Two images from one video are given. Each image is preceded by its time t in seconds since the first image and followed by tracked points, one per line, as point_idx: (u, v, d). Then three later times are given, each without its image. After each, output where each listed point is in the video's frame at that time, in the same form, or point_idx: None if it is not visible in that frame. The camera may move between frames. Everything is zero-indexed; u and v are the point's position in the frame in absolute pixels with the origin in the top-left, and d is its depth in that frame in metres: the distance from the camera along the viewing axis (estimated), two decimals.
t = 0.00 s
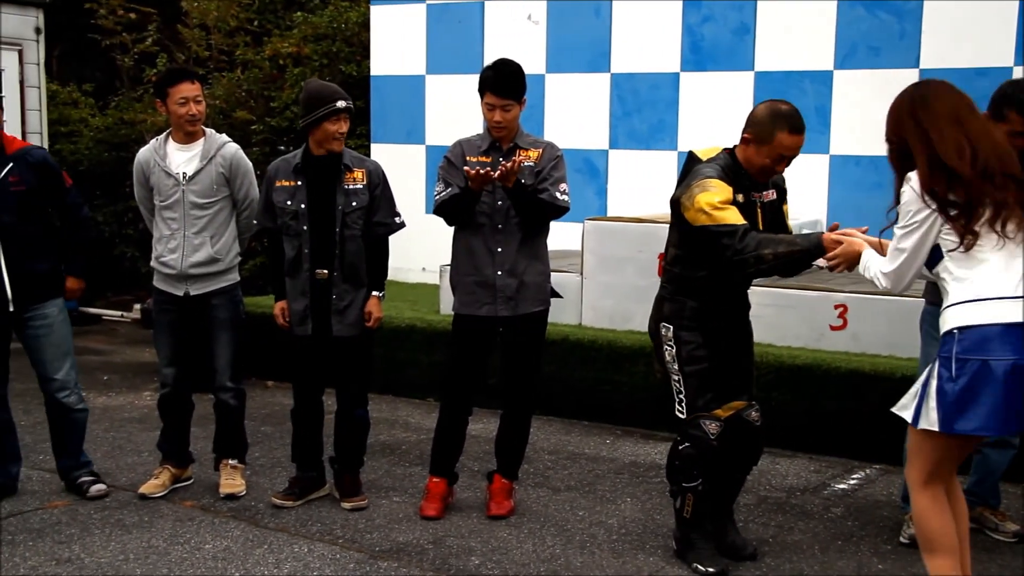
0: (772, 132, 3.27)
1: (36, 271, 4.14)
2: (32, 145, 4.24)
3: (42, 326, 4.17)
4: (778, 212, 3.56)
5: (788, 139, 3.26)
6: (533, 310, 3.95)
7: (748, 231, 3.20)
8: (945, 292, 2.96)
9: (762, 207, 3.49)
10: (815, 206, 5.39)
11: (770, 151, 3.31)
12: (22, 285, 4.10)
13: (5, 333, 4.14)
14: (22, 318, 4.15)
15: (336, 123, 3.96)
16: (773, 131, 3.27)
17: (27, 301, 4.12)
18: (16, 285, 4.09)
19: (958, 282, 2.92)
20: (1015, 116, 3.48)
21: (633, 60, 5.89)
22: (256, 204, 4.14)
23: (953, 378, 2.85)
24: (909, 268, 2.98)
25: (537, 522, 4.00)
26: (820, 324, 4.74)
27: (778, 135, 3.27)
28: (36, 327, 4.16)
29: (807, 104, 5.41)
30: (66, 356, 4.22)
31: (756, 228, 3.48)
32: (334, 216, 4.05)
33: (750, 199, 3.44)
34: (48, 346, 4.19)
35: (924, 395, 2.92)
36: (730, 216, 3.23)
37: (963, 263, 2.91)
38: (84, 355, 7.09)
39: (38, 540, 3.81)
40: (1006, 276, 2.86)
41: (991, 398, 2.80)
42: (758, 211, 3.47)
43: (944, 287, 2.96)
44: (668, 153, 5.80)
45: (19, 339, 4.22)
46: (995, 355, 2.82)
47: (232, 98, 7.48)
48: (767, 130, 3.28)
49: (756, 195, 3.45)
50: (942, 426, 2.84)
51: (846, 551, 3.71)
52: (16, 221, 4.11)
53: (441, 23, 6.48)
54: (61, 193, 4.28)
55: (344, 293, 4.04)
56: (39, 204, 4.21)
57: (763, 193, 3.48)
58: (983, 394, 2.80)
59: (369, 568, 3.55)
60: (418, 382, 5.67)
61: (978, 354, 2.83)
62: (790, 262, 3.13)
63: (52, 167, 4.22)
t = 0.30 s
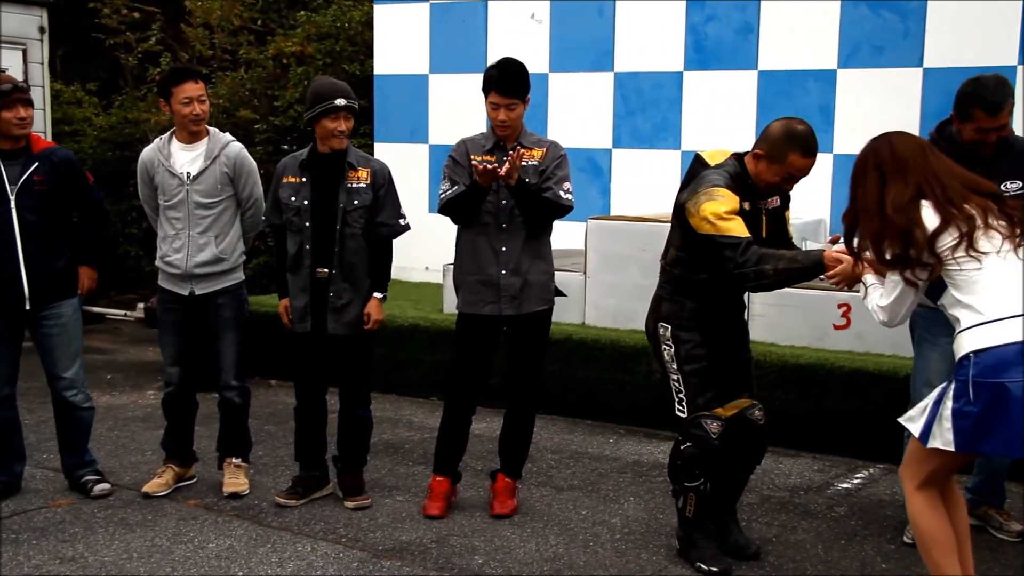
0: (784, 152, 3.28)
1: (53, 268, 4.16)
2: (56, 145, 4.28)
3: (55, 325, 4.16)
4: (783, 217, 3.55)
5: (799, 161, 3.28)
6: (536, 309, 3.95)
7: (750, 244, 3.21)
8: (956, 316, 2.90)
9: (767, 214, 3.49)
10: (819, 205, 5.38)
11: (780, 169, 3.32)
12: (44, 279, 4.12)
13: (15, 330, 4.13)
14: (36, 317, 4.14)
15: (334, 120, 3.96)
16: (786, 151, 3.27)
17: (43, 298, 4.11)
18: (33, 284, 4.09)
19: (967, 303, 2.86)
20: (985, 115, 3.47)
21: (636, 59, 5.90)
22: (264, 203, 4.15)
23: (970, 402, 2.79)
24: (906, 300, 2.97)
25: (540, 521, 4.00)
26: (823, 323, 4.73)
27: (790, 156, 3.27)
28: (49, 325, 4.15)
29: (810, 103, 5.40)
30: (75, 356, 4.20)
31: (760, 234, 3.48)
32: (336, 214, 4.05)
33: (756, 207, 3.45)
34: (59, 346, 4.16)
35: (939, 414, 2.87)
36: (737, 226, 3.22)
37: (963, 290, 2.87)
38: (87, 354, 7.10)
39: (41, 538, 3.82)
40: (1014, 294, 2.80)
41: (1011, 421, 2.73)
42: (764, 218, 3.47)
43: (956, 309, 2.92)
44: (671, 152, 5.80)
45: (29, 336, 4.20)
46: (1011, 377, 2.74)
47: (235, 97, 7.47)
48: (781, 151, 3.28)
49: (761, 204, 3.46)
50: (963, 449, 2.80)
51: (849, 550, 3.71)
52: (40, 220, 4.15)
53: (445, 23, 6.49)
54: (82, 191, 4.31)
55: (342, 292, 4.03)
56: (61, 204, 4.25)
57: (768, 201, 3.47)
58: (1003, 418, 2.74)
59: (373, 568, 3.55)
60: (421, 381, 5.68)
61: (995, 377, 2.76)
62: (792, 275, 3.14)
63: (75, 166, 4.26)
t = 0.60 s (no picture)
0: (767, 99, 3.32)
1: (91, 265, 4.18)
2: (104, 146, 4.31)
3: (88, 323, 4.19)
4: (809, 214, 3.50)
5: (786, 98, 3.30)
6: (556, 309, 3.95)
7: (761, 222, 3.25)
8: (972, 290, 2.93)
9: (780, 197, 3.48)
10: (841, 204, 5.36)
11: (775, 115, 3.33)
12: (78, 283, 4.14)
13: (50, 330, 4.18)
14: (71, 314, 4.18)
15: (342, 113, 3.99)
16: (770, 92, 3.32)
17: (78, 296, 4.15)
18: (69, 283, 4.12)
19: (987, 279, 2.88)
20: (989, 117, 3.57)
21: (656, 58, 5.90)
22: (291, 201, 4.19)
23: (985, 375, 2.81)
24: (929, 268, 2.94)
25: (560, 520, 4.00)
26: (844, 323, 4.72)
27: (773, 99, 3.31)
28: (82, 322, 4.18)
29: (831, 102, 5.38)
30: (105, 354, 4.24)
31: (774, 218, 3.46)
32: (355, 212, 4.06)
33: (768, 189, 3.43)
34: (91, 344, 4.20)
35: (954, 393, 2.88)
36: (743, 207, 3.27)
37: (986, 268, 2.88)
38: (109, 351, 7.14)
39: (64, 535, 3.85)
40: None
41: None
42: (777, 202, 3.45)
43: (973, 282, 2.93)
44: (691, 151, 5.79)
45: (63, 333, 4.24)
46: None
47: (255, 96, 7.46)
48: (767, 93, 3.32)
49: (772, 184, 3.44)
50: (976, 423, 2.81)
51: (870, 551, 3.69)
52: (82, 221, 4.19)
53: (465, 22, 6.53)
54: (126, 191, 4.33)
55: (356, 290, 4.03)
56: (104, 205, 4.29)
57: (779, 184, 3.47)
58: (1017, 391, 2.76)
59: (392, 566, 3.56)
60: (441, 380, 5.69)
61: (1010, 351, 2.79)
62: (805, 251, 3.19)
63: (119, 167, 4.28)
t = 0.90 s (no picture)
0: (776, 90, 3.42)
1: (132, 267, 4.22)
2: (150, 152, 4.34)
3: (124, 322, 4.23)
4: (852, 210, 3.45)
5: (793, 91, 3.36)
6: (580, 307, 3.95)
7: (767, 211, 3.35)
8: (1003, 282, 2.91)
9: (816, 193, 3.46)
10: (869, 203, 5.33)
11: (783, 113, 3.41)
12: (118, 284, 4.18)
13: (85, 324, 4.20)
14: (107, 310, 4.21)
15: (370, 114, 4.01)
16: (779, 91, 3.42)
17: (117, 297, 4.19)
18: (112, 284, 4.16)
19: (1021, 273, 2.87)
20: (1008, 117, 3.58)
21: (683, 57, 5.89)
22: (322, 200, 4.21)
23: (1012, 373, 2.80)
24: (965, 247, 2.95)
25: (586, 520, 4.00)
26: (872, 323, 4.70)
27: (781, 90, 3.41)
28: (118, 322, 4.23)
29: (860, 102, 5.35)
30: (140, 354, 4.27)
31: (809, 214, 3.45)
32: (384, 211, 4.08)
33: (797, 182, 3.45)
34: (125, 342, 4.24)
35: (980, 388, 2.87)
36: (751, 199, 3.37)
37: None
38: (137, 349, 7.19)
39: (94, 531, 3.88)
40: None
41: None
42: (810, 195, 3.44)
43: (1004, 273, 2.91)
44: (718, 151, 5.77)
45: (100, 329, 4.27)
46: None
47: (283, 96, 7.45)
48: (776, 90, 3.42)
49: (803, 178, 3.46)
50: (1001, 421, 2.80)
51: (899, 554, 3.66)
52: (125, 225, 4.22)
53: (492, 21, 6.55)
54: (171, 199, 4.35)
55: (383, 289, 4.05)
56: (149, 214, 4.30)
57: (816, 180, 3.47)
58: None
59: (418, 564, 3.57)
60: (467, 380, 5.70)
61: None
62: (807, 231, 3.28)
63: (166, 173, 4.31)
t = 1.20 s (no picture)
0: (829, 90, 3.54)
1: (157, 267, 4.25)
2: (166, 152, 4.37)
3: (152, 322, 4.26)
4: (889, 204, 3.51)
5: (836, 92, 3.47)
6: (605, 303, 3.95)
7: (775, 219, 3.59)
8: None
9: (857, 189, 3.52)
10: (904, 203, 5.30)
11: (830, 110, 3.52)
12: (147, 283, 4.21)
13: (115, 326, 4.20)
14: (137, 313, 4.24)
15: (399, 115, 4.01)
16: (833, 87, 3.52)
17: (146, 297, 4.22)
18: (139, 283, 4.19)
19: None
20: None
21: (715, 57, 5.86)
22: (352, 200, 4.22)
23: None
24: None
25: (617, 521, 3.99)
26: (907, 324, 4.66)
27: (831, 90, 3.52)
28: (145, 322, 4.25)
29: (895, 100, 5.31)
30: (170, 354, 4.31)
31: (844, 209, 3.54)
32: (417, 210, 4.09)
33: (836, 179, 3.54)
34: (155, 342, 4.28)
35: None
36: (773, 200, 3.61)
37: None
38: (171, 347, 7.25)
39: (129, 527, 3.91)
40: None
41: None
42: (847, 192, 3.52)
43: None
44: (751, 151, 5.75)
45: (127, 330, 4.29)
46: None
47: (315, 95, 7.49)
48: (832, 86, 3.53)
49: (845, 175, 3.54)
50: None
51: (933, 557, 3.63)
52: (148, 224, 4.23)
53: (524, 21, 6.56)
54: (187, 201, 4.38)
55: (419, 288, 4.05)
56: (171, 213, 4.33)
57: (860, 177, 3.52)
58: None
59: (448, 563, 3.58)
60: (498, 379, 5.70)
61: None
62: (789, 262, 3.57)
63: (183, 175, 4.35)
